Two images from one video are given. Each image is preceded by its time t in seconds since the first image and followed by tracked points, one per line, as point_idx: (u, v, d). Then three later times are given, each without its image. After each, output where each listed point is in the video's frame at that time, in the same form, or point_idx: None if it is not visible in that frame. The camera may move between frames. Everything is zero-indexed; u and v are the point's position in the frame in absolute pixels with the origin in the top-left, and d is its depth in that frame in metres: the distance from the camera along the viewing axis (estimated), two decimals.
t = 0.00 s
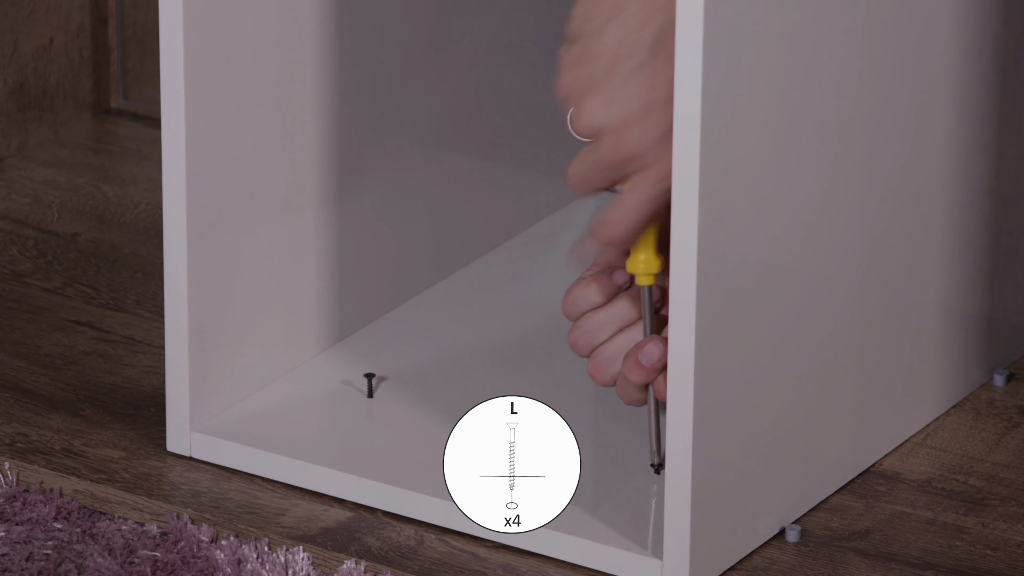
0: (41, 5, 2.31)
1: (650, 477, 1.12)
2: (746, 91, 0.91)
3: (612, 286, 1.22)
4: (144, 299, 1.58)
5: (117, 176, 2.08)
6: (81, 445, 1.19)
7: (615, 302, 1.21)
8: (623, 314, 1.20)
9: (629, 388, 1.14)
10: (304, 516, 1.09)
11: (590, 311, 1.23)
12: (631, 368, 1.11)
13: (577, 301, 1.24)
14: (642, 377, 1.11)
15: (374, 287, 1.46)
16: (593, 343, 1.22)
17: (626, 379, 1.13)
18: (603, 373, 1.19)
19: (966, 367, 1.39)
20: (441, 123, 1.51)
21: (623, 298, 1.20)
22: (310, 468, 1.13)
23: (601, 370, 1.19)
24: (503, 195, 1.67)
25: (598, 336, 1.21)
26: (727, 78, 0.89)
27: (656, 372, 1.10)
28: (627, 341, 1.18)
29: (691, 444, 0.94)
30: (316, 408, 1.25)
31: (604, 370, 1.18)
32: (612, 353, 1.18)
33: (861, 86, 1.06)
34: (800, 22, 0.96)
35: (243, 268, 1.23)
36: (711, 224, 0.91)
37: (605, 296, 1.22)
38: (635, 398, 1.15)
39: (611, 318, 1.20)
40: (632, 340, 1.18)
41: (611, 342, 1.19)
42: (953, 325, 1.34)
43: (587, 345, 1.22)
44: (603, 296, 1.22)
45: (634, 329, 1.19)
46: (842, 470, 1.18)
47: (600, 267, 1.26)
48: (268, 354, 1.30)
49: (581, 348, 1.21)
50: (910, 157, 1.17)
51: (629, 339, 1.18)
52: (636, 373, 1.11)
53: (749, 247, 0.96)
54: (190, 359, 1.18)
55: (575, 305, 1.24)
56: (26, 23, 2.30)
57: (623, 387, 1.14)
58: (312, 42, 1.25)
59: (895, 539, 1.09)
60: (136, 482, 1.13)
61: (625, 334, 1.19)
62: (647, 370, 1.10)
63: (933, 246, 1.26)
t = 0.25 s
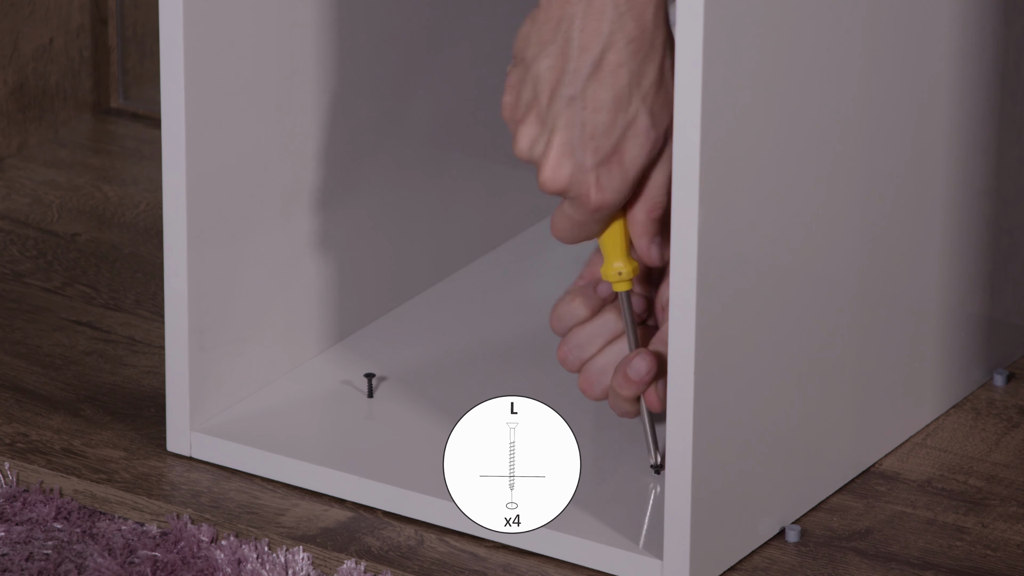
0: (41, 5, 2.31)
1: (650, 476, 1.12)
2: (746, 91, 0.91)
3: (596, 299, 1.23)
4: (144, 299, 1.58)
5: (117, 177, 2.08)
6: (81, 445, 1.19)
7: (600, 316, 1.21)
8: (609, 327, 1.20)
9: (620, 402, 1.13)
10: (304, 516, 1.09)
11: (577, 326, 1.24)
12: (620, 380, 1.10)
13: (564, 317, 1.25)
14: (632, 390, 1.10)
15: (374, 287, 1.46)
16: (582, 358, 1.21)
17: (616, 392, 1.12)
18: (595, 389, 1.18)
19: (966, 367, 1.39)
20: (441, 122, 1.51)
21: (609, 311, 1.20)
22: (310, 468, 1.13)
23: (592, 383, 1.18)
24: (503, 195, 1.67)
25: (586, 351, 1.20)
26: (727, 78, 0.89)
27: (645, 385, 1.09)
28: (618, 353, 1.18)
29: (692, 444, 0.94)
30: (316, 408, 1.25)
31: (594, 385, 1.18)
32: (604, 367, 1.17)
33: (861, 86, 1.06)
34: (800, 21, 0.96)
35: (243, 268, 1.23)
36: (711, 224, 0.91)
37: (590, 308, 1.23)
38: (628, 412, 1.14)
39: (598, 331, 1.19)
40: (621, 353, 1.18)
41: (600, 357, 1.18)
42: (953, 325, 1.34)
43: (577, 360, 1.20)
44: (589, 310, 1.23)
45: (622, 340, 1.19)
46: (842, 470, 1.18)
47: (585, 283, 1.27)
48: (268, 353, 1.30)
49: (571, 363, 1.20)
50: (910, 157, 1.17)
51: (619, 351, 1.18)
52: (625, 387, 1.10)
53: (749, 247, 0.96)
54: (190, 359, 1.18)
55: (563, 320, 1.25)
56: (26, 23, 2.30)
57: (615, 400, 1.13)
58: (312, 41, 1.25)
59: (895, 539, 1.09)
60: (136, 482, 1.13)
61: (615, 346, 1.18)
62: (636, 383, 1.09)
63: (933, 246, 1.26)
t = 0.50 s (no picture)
0: (41, 5, 2.31)
1: (649, 476, 1.12)
2: (746, 91, 0.91)
3: (591, 310, 1.22)
4: (144, 299, 1.58)
5: (117, 176, 2.08)
6: (81, 445, 1.19)
7: (595, 326, 1.21)
8: (606, 337, 1.20)
9: (618, 412, 1.16)
10: (304, 516, 1.09)
11: (571, 337, 1.22)
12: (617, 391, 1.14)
13: (557, 328, 1.23)
14: (628, 401, 1.14)
15: (374, 287, 1.46)
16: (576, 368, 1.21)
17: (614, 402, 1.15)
18: (590, 399, 1.18)
19: (966, 367, 1.39)
20: (441, 122, 1.51)
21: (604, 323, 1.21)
22: (310, 468, 1.13)
23: (588, 395, 1.18)
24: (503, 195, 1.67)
25: (581, 362, 1.20)
26: (727, 77, 0.89)
27: (641, 397, 1.13)
28: (614, 365, 1.18)
29: (692, 444, 0.94)
30: (316, 409, 1.25)
31: (590, 396, 1.18)
32: (597, 379, 1.18)
33: (861, 86, 1.06)
34: (800, 22, 0.96)
35: (243, 268, 1.23)
36: (711, 224, 0.91)
37: (585, 319, 1.21)
38: (624, 425, 1.16)
39: (593, 343, 1.20)
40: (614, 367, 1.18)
41: (596, 368, 1.18)
42: (953, 325, 1.34)
43: (572, 370, 1.20)
44: (583, 321, 1.21)
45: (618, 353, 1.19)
46: (842, 470, 1.18)
47: (577, 292, 1.25)
48: (268, 354, 1.30)
49: (566, 374, 1.20)
50: (910, 158, 1.17)
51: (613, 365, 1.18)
52: (622, 398, 1.14)
53: (749, 246, 0.96)
54: (190, 359, 1.18)
55: (557, 331, 1.22)
56: (26, 23, 2.30)
57: (612, 412, 1.16)
58: (312, 41, 1.25)
59: (895, 539, 1.09)
60: (136, 482, 1.13)
61: (610, 357, 1.19)
62: (631, 394, 1.13)
63: (933, 246, 1.26)
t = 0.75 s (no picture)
0: (41, 5, 2.31)
1: (649, 476, 1.12)
2: (746, 92, 0.91)
3: (607, 314, 1.21)
4: (144, 299, 1.58)
5: (117, 176, 2.08)
6: (81, 445, 1.19)
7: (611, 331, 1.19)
8: (620, 343, 1.18)
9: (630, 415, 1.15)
10: (304, 516, 1.09)
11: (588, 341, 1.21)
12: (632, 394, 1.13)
13: (575, 333, 1.23)
14: (643, 404, 1.13)
15: (374, 287, 1.46)
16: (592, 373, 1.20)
17: (626, 405, 1.15)
18: (603, 403, 1.18)
19: (966, 367, 1.39)
20: (441, 122, 1.51)
21: (621, 327, 1.19)
22: (310, 468, 1.13)
23: (598, 400, 1.18)
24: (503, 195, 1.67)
25: (596, 366, 1.19)
26: (727, 77, 0.89)
27: (656, 399, 1.12)
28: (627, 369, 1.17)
29: (692, 444, 0.94)
30: (316, 409, 1.25)
31: (602, 400, 1.18)
32: (611, 384, 1.17)
33: (861, 86, 1.06)
34: (800, 22, 0.96)
35: (243, 268, 1.23)
36: (711, 224, 0.91)
37: (601, 325, 1.21)
38: (635, 429, 1.16)
39: (607, 348, 1.19)
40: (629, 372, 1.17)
41: (611, 372, 1.17)
42: (953, 325, 1.34)
43: (587, 375, 1.20)
44: (600, 326, 1.21)
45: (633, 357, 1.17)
46: (842, 470, 1.18)
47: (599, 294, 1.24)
48: (268, 353, 1.30)
49: (579, 379, 1.20)
50: (911, 158, 1.17)
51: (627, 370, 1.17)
52: (637, 400, 1.13)
53: (749, 246, 0.96)
54: (190, 359, 1.18)
55: (574, 336, 1.22)
56: (26, 23, 2.30)
57: (624, 415, 1.16)
58: (312, 41, 1.25)
59: (895, 539, 1.09)
60: (135, 482, 1.13)
61: (625, 363, 1.17)
62: (647, 397, 1.12)
63: (933, 246, 1.26)
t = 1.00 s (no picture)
0: (41, 5, 2.31)
1: (649, 476, 1.12)
2: (746, 92, 0.91)
3: (614, 252, 1.20)
4: (144, 299, 1.58)
5: (117, 176, 2.08)
6: (81, 445, 1.19)
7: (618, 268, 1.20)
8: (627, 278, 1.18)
9: (642, 346, 1.17)
10: (304, 516, 1.09)
11: (596, 278, 1.22)
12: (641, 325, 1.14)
13: (582, 270, 1.23)
14: (654, 331, 1.13)
15: (374, 287, 1.46)
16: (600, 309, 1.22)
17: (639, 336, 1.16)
18: (613, 337, 1.20)
19: (966, 367, 1.39)
20: (441, 123, 1.51)
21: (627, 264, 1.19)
22: (311, 468, 1.13)
23: (610, 333, 1.20)
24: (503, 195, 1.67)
25: (604, 303, 1.20)
26: (727, 77, 0.89)
27: (663, 327, 1.13)
28: (636, 304, 1.18)
29: (692, 444, 0.94)
30: (316, 409, 1.25)
31: (613, 333, 1.20)
32: (620, 319, 1.19)
33: (861, 86, 1.06)
34: (800, 22, 0.96)
35: (243, 268, 1.23)
36: (711, 224, 0.91)
37: (608, 262, 1.20)
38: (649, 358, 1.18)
39: (615, 285, 1.19)
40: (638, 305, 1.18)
41: (621, 305, 1.19)
42: (953, 325, 1.34)
43: (595, 311, 1.22)
44: (607, 263, 1.20)
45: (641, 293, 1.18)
46: (842, 470, 1.18)
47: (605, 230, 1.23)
48: (268, 353, 1.30)
49: (587, 315, 1.22)
50: (911, 158, 1.17)
51: (636, 304, 1.18)
52: (646, 329, 1.14)
53: (749, 247, 0.96)
54: (190, 359, 1.18)
55: (581, 273, 1.23)
56: (26, 23, 2.30)
57: (637, 346, 1.17)
58: (312, 42, 1.25)
59: (895, 539, 1.09)
60: (136, 482, 1.13)
61: (632, 299, 1.18)
62: (655, 325, 1.13)
63: (933, 246, 1.26)
